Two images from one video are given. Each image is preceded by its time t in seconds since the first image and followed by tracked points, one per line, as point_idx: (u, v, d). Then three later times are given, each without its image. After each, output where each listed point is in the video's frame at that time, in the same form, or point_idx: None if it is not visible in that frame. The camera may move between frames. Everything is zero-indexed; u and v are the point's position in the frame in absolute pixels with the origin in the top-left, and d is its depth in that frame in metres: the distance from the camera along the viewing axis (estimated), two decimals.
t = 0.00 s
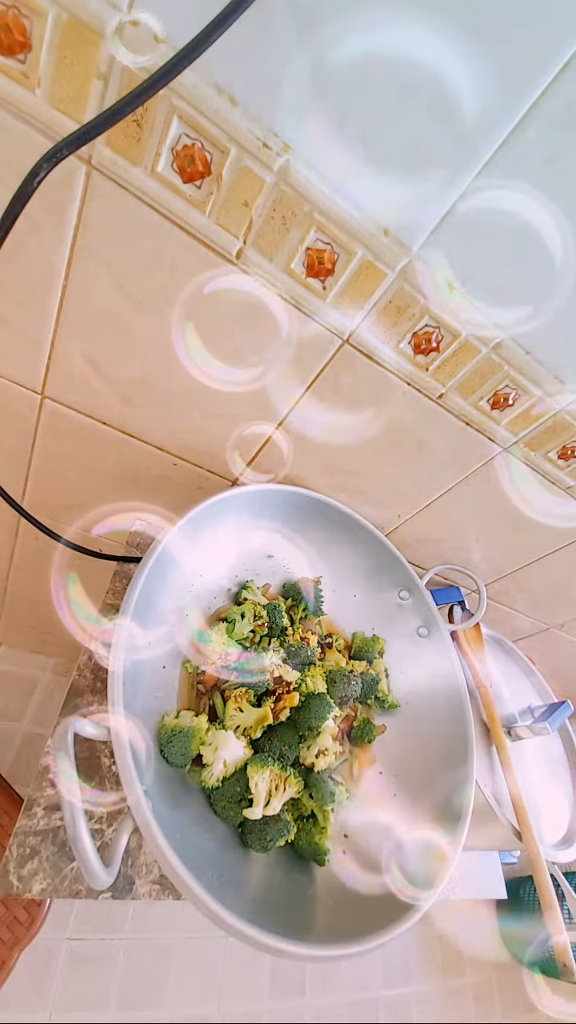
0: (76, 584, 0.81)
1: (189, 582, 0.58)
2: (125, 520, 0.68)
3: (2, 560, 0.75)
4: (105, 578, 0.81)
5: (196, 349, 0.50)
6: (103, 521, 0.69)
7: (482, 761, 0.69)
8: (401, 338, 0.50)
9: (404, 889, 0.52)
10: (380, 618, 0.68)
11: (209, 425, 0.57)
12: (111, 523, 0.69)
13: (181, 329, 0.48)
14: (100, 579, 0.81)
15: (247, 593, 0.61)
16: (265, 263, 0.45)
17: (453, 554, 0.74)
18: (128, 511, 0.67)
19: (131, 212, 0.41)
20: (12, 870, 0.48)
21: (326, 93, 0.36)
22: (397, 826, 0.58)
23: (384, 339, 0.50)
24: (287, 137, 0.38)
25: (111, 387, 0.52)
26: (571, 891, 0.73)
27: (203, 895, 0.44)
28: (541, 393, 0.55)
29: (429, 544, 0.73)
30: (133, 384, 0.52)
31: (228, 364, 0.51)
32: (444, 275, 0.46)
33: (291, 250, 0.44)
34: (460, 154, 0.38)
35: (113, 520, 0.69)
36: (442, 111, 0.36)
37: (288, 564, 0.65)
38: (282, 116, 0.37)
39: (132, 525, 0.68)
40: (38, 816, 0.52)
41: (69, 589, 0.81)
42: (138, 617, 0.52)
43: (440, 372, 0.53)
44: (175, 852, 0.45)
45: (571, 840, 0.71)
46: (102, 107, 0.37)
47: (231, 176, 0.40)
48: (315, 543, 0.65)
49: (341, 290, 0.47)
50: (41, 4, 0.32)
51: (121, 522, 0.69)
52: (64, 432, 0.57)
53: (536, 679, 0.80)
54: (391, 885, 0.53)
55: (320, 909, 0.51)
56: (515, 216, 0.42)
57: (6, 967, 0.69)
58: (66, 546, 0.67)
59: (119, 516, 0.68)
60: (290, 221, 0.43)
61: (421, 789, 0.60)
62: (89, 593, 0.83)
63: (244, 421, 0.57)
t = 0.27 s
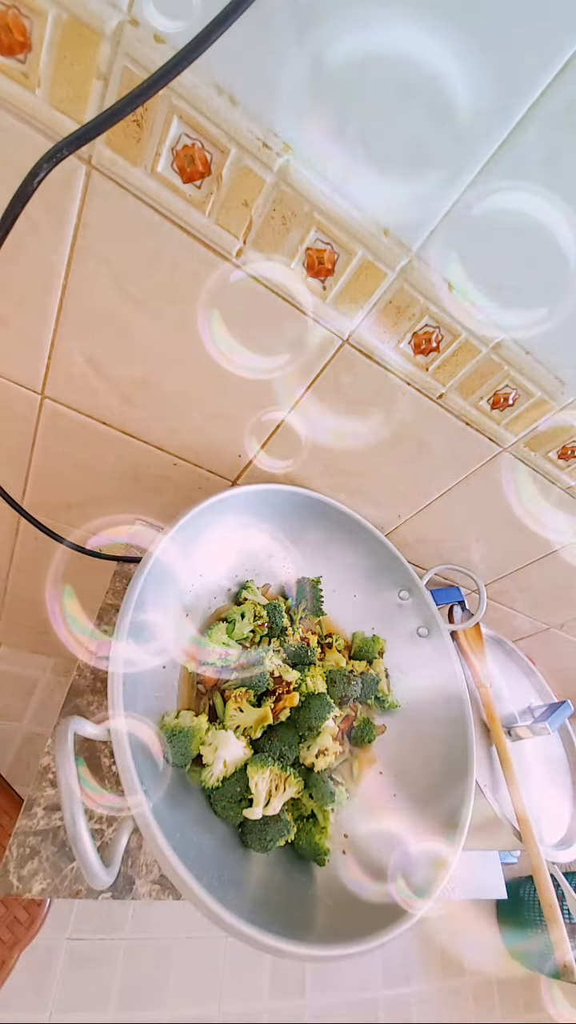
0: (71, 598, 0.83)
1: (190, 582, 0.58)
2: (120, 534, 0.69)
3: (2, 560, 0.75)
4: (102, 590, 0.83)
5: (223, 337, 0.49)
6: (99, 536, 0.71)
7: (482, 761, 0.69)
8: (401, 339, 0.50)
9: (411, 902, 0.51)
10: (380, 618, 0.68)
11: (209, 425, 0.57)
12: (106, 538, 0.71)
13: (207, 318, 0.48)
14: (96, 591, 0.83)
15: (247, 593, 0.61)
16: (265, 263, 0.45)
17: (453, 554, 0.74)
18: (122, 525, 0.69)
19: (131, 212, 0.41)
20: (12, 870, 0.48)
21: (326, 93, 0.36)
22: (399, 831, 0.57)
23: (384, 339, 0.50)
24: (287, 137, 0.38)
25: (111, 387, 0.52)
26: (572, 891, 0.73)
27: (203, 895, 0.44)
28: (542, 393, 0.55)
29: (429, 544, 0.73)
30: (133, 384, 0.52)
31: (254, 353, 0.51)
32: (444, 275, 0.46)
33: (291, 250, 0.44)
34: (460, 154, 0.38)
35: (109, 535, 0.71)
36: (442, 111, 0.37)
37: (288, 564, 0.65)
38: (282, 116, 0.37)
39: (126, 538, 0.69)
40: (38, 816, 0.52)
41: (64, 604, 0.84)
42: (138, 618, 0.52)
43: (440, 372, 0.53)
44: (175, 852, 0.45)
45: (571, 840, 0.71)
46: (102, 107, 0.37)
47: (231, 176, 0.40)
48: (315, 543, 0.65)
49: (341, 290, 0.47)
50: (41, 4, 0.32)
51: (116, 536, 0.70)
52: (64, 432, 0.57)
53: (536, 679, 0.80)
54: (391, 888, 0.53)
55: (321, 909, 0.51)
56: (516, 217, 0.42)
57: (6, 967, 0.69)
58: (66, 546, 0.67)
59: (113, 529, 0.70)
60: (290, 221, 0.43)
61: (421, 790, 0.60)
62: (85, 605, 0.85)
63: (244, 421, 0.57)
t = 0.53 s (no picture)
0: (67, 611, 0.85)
1: (189, 583, 0.58)
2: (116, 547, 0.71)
3: (2, 560, 0.75)
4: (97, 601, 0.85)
5: (251, 322, 0.48)
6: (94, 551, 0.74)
7: (482, 761, 0.69)
8: (401, 339, 0.50)
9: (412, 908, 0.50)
10: (380, 617, 0.68)
11: (209, 425, 0.57)
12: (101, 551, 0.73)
13: (235, 305, 0.47)
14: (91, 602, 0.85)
15: (247, 593, 0.61)
16: (265, 263, 0.45)
17: (453, 554, 0.74)
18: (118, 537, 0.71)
19: (131, 213, 0.41)
20: (12, 870, 0.48)
21: (326, 93, 0.36)
22: (399, 833, 0.57)
23: (384, 339, 0.50)
24: (287, 137, 0.38)
25: (110, 387, 0.52)
26: (572, 891, 0.73)
27: (203, 895, 0.44)
28: (542, 392, 0.55)
29: (429, 544, 0.73)
30: (133, 384, 0.52)
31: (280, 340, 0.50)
32: (444, 275, 0.46)
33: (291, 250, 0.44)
34: (460, 154, 0.38)
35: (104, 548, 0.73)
36: (442, 111, 0.37)
37: (288, 564, 0.65)
38: (282, 116, 0.37)
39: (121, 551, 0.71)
40: (38, 816, 0.52)
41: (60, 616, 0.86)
42: (138, 618, 0.52)
43: (440, 372, 0.53)
44: (175, 852, 0.45)
45: (571, 841, 0.71)
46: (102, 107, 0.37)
47: (231, 176, 0.40)
48: (316, 543, 0.65)
49: (341, 290, 0.47)
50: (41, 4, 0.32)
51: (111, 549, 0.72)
52: (64, 432, 0.57)
53: (536, 679, 0.80)
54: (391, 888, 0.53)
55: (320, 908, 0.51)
56: (516, 217, 0.42)
57: (6, 967, 0.69)
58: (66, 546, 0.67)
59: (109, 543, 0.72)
60: (290, 221, 0.43)
61: (422, 790, 0.60)
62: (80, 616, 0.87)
63: (244, 421, 0.57)
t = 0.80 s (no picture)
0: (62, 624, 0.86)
1: (189, 582, 0.58)
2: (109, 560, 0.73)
3: (2, 560, 0.75)
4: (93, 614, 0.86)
5: (277, 313, 0.48)
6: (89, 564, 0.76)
7: (482, 761, 0.69)
8: (401, 339, 0.50)
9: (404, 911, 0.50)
10: (380, 617, 0.68)
11: (209, 425, 0.57)
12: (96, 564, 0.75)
13: (260, 295, 0.47)
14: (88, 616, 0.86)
15: (246, 593, 0.61)
16: (265, 264, 0.45)
17: (453, 554, 0.74)
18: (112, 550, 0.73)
19: (131, 213, 0.41)
20: (12, 869, 0.48)
21: (326, 93, 0.36)
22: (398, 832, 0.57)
23: (384, 340, 0.50)
24: (287, 137, 0.38)
25: (110, 387, 0.52)
26: (572, 891, 0.73)
27: (203, 895, 0.44)
28: (541, 392, 0.55)
29: (429, 544, 0.73)
30: (134, 384, 0.52)
31: (306, 329, 0.49)
32: (444, 275, 0.46)
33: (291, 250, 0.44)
34: (460, 154, 0.38)
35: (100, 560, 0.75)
36: (443, 110, 0.36)
37: (288, 564, 0.65)
38: (283, 116, 0.37)
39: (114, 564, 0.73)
40: (38, 816, 0.52)
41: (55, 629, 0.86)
42: (139, 617, 0.52)
43: (440, 372, 0.53)
44: (175, 852, 0.45)
45: (572, 840, 0.71)
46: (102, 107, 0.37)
47: (231, 176, 0.40)
48: (315, 543, 0.65)
49: (341, 290, 0.47)
50: (41, 4, 0.32)
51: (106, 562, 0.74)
52: (64, 432, 0.57)
53: (536, 679, 0.80)
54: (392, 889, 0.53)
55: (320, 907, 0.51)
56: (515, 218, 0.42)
57: (6, 967, 0.69)
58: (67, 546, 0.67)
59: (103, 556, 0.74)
60: (290, 221, 0.43)
61: (422, 791, 0.60)
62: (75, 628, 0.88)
63: (244, 421, 0.57)
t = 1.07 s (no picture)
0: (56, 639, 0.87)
1: (189, 582, 0.59)
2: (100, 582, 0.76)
3: (2, 560, 0.75)
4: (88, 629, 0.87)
5: (306, 301, 0.47)
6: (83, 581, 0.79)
7: (481, 761, 0.69)
8: (401, 339, 0.50)
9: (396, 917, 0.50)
10: (380, 617, 0.68)
11: (209, 425, 0.57)
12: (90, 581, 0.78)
13: (289, 283, 0.46)
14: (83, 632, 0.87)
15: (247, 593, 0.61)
16: (265, 264, 0.45)
17: (453, 553, 0.74)
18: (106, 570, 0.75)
19: (131, 213, 0.41)
20: (12, 870, 0.48)
21: (326, 93, 0.36)
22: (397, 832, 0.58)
23: (384, 340, 0.50)
24: (287, 137, 0.38)
25: (110, 387, 0.52)
26: (572, 891, 0.73)
27: (203, 895, 0.44)
28: (541, 392, 0.55)
29: (429, 544, 0.73)
30: (134, 384, 0.52)
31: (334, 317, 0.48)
32: (444, 275, 0.46)
33: (291, 250, 0.44)
34: (460, 154, 0.38)
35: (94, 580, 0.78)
36: (443, 110, 0.36)
37: (288, 564, 0.65)
38: (283, 116, 0.37)
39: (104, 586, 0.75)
40: (38, 816, 0.52)
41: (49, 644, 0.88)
42: (139, 618, 0.52)
43: (440, 372, 0.53)
44: (175, 852, 0.45)
45: (572, 840, 0.71)
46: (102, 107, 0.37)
47: (231, 176, 0.40)
48: (316, 543, 0.65)
49: (341, 290, 0.47)
50: (41, 3, 0.32)
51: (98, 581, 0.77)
52: (64, 432, 0.57)
53: (536, 679, 0.80)
54: (391, 892, 0.53)
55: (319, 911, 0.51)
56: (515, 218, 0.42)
57: (6, 967, 0.69)
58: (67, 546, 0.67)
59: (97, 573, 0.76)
60: (290, 221, 0.43)
61: (422, 791, 0.60)
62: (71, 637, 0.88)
63: (244, 421, 0.56)
